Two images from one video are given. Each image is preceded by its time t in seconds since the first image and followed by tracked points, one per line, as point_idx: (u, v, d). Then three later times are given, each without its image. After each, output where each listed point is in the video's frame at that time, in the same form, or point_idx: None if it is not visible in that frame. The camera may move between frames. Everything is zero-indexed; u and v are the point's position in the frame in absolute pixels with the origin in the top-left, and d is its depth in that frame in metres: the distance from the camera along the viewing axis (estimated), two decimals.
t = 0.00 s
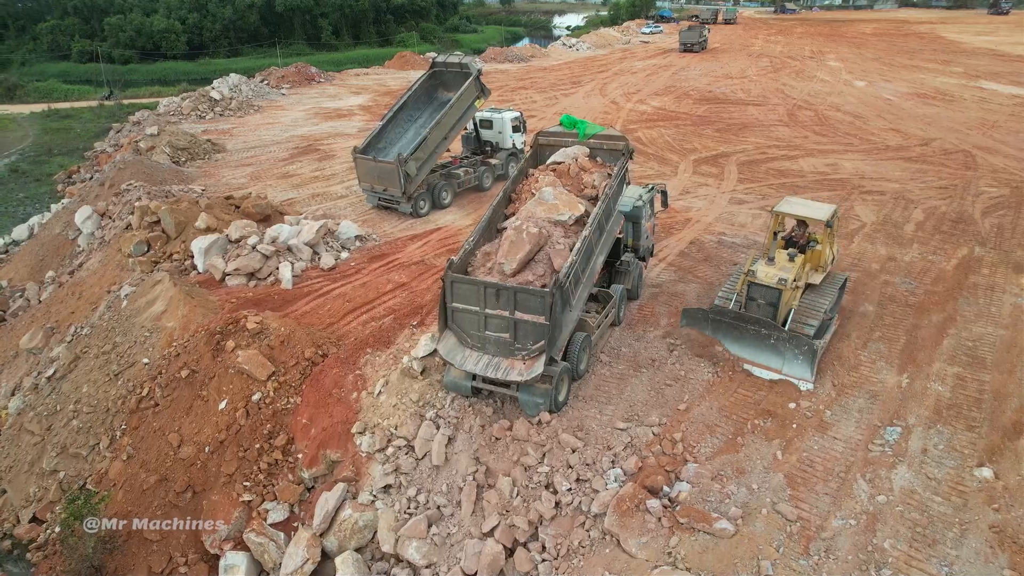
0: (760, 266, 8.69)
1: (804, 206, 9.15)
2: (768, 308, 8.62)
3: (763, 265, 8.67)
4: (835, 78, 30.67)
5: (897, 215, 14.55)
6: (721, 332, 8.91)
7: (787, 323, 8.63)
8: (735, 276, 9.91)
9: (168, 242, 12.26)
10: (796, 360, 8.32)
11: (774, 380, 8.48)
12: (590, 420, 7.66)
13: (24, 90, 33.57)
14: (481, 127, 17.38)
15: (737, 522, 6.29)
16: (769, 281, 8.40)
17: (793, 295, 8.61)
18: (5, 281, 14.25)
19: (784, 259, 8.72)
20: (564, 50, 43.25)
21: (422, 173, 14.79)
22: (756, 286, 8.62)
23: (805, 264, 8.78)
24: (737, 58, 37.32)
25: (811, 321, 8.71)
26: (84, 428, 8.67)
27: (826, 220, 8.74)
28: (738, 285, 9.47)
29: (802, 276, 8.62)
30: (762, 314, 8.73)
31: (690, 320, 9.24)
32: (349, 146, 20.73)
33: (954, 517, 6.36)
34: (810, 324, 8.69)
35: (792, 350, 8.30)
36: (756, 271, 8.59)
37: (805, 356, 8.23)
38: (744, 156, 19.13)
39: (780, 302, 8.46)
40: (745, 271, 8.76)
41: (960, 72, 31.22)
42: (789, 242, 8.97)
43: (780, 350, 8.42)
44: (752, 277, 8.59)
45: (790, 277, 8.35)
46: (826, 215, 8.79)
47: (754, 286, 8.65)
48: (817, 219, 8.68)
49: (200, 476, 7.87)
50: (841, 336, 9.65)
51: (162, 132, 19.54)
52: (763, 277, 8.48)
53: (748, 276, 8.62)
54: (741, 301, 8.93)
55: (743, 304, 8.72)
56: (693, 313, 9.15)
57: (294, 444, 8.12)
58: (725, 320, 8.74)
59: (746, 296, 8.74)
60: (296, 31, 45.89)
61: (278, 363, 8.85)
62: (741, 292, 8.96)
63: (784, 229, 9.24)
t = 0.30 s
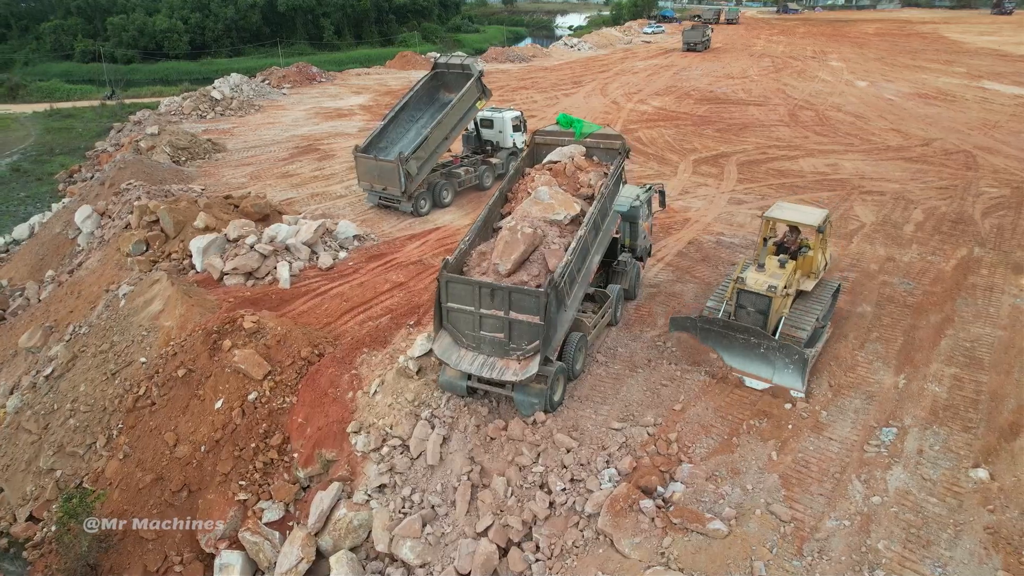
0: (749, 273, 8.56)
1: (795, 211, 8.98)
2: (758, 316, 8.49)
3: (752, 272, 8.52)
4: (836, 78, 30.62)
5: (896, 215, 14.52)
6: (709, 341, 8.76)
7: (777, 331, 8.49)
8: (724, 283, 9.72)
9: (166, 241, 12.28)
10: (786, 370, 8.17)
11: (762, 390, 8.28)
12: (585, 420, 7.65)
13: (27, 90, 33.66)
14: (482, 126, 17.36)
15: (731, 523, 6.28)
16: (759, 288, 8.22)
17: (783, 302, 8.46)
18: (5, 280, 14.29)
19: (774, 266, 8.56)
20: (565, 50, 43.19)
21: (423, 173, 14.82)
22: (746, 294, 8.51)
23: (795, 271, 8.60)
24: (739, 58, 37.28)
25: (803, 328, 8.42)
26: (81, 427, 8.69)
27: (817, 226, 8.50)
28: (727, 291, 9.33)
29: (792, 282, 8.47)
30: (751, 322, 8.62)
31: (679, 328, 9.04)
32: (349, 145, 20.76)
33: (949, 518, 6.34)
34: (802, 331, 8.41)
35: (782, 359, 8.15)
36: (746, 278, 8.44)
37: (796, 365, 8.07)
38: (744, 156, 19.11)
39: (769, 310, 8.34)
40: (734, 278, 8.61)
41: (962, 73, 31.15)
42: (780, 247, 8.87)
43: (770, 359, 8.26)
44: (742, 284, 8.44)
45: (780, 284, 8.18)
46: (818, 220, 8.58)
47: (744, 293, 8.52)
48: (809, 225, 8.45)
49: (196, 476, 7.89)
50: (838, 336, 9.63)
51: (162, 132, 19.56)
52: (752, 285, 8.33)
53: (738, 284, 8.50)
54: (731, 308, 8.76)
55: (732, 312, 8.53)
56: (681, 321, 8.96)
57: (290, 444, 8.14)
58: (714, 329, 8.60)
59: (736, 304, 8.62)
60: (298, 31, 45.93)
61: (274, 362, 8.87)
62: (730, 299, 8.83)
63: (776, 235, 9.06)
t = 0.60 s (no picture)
0: (738, 281, 8.33)
1: (786, 216, 8.89)
2: (745, 324, 8.21)
3: (741, 280, 8.31)
4: (837, 79, 30.58)
5: (895, 215, 14.51)
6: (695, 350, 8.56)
7: (766, 341, 8.26)
8: (710, 294, 9.50)
9: (163, 241, 12.28)
10: (775, 381, 8.01)
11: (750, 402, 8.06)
12: (579, 421, 7.64)
13: (28, 89, 33.75)
14: (483, 126, 17.21)
15: (723, 523, 6.26)
16: (747, 296, 8.01)
17: (772, 311, 8.23)
18: (4, 279, 14.33)
19: (763, 273, 8.35)
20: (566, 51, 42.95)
21: (423, 172, 14.88)
22: (734, 301, 8.22)
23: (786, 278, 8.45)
24: (740, 58, 37.26)
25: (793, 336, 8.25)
26: (77, 426, 8.71)
27: (809, 232, 8.39)
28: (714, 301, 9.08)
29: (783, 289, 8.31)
30: (739, 331, 8.31)
31: (667, 333, 8.84)
32: (348, 145, 20.77)
33: (942, 519, 6.32)
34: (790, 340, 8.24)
35: (770, 370, 8.00)
36: (735, 285, 8.21)
37: (785, 375, 7.94)
38: (743, 156, 19.09)
39: (758, 318, 8.06)
40: (722, 286, 8.37)
41: (963, 73, 31.12)
42: (771, 253, 8.82)
43: (758, 369, 8.09)
44: (730, 292, 8.20)
45: (769, 292, 7.96)
46: (809, 226, 8.47)
47: (732, 301, 8.26)
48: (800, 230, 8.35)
49: (191, 475, 7.91)
50: (835, 337, 9.61)
51: (162, 132, 19.57)
52: (742, 292, 8.10)
53: (726, 291, 8.23)
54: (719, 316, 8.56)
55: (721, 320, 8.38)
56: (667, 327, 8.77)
57: (284, 443, 8.14)
58: (701, 337, 8.40)
59: (724, 311, 8.32)
60: (299, 31, 45.97)
61: (269, 362, 8.87)
62: (718, 308, 8.56)
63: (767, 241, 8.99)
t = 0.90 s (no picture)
0: (727, 287, 8.10)
1: (778, 222, 8.66)
2: (734, 332, 8.01)
3: (730, 286, 8.08)
4: (838, 79, 30.54)
5: (894, 216, 14.48)
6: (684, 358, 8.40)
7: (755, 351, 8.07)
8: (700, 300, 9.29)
9: (161, 241, 12.30)
10: (763, 393, 7.79)
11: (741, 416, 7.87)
12: (573, 422, 7.63)
13: (30, 89, 33.81)
14: (484, 125, 17.19)
15: (716, 525, 6.25)
16: (735, 304, 7.79)
17: (761, 319, 8.00)
18: (3, 278, 14.35)
19: (753, 281, 8.14)
20: (567, 50, 43.03)
21: (425, 171, 14.93)
22: (722, 309, 8.03)
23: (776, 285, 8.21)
24: (741, 58, 37.22)
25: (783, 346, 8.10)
26: (72, 426, 8.72)
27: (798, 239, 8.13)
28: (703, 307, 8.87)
29: (773, 296, 8.10)
30: (728, 339, 8.13)
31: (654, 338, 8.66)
32: (348, 145, 20.79)
33: (936, 521, 6.30)
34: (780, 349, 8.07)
35: (759, 381, 7.78)
36: (723, 292, 8.00)
37: (773, 386, 7.71)
38: (742, 156, 19.08)
39: (747, 326, 7.86)
40: (711, 293, 8.16)
41: (964, 73, 31.05)
42: (761, 260, 8.61)
43: (746, 380, 7.88)
44: (719, 299, 7.99)
45: (757, 300, 7.74)
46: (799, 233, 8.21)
47: (720, 309, 8.06)
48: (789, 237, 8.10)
49: (185, 475, 7.91)
50: (831, 338, 9.58)
51: (161, 132, 19.59)
52: (730, 299, 7.89)
53: (715, 298, 8.02)
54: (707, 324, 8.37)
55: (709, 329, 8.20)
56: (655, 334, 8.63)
57: (278, 444, 8.15)
58: (689, 346, 8.24)
59: (712, 320, 8.15)
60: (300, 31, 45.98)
61: (264, 362, 8.88)
62: (707, 315, 8.36)
63: (758, 247, 8.78)
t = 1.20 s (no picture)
0: (714, 296, 7.95)
1: (767, 229, 8.64)
2: (721, 342, 7.84)
3: (717, 294, 7.94)
4: (838, 79, 30.52)
5: (892, 216, 14.46)
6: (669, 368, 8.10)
7: (741, 361, 7.86)
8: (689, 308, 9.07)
9: (158, 241, 12.34)
10: (750, 403, 7.47)
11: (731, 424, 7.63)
12: (566, 422, 7.61)
13: (30, 89, 33.84)
14: (485, 125, 17.29)
15: (708, 526, 6.25)
16: (722, 312, 7.64)
17: (749, 328, 7.81)
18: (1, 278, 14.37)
19: (742, 289, 8.02)
20: (567, 50, 43.06)
21: (427, 170, 15.00)
22: (709, 318, 7.86)
23: (766, 292, 8.11)
24: (741, 58, 37.22)
25: (771, 354, 7.91)
26: (67, 426, 8.73)
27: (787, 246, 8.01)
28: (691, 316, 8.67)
29: (763, 305, 7.95)
30: (715, 349, 7.94)
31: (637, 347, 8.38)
32: (346, 145, 20.81)
33: (929, 523, 6.29)
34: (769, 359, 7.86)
35: (745, 391, 7.47)
36: (710, 301, 7.85)
37: (759, 397, 7.40)
38: (741, 157, 19.07)
39: (734, 335, 7.69)
40: (697, 302, 8.00)
41: (965, 73, 31.03)
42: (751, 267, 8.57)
43: (732, 390, 7.57)
44: (705, 308, 7.83)
45: (745, 309, 7.59)
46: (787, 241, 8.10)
47: (707, 318, 7.90)
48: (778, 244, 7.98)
49: (179, 476, 7.92)
50: (827, 339, 9.57)
51: (160, 132, 19.61)
52: (717, 308, 7.72)
53: (701, 307, 7.86)
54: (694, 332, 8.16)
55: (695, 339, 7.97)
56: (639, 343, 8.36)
57: (272, 444, 8.15)
58: (673, 355, 7.95)
59: (698, 329, 7.97)
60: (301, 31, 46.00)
61: (259, 363, 8.88)
62: (693, 324, 8.17)
63: (748, 255, 8.72)
